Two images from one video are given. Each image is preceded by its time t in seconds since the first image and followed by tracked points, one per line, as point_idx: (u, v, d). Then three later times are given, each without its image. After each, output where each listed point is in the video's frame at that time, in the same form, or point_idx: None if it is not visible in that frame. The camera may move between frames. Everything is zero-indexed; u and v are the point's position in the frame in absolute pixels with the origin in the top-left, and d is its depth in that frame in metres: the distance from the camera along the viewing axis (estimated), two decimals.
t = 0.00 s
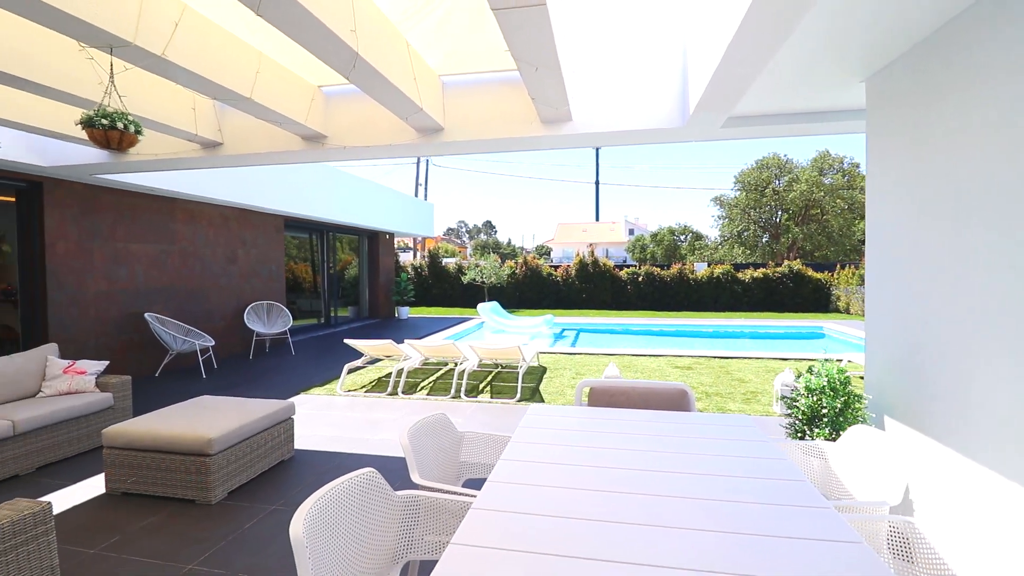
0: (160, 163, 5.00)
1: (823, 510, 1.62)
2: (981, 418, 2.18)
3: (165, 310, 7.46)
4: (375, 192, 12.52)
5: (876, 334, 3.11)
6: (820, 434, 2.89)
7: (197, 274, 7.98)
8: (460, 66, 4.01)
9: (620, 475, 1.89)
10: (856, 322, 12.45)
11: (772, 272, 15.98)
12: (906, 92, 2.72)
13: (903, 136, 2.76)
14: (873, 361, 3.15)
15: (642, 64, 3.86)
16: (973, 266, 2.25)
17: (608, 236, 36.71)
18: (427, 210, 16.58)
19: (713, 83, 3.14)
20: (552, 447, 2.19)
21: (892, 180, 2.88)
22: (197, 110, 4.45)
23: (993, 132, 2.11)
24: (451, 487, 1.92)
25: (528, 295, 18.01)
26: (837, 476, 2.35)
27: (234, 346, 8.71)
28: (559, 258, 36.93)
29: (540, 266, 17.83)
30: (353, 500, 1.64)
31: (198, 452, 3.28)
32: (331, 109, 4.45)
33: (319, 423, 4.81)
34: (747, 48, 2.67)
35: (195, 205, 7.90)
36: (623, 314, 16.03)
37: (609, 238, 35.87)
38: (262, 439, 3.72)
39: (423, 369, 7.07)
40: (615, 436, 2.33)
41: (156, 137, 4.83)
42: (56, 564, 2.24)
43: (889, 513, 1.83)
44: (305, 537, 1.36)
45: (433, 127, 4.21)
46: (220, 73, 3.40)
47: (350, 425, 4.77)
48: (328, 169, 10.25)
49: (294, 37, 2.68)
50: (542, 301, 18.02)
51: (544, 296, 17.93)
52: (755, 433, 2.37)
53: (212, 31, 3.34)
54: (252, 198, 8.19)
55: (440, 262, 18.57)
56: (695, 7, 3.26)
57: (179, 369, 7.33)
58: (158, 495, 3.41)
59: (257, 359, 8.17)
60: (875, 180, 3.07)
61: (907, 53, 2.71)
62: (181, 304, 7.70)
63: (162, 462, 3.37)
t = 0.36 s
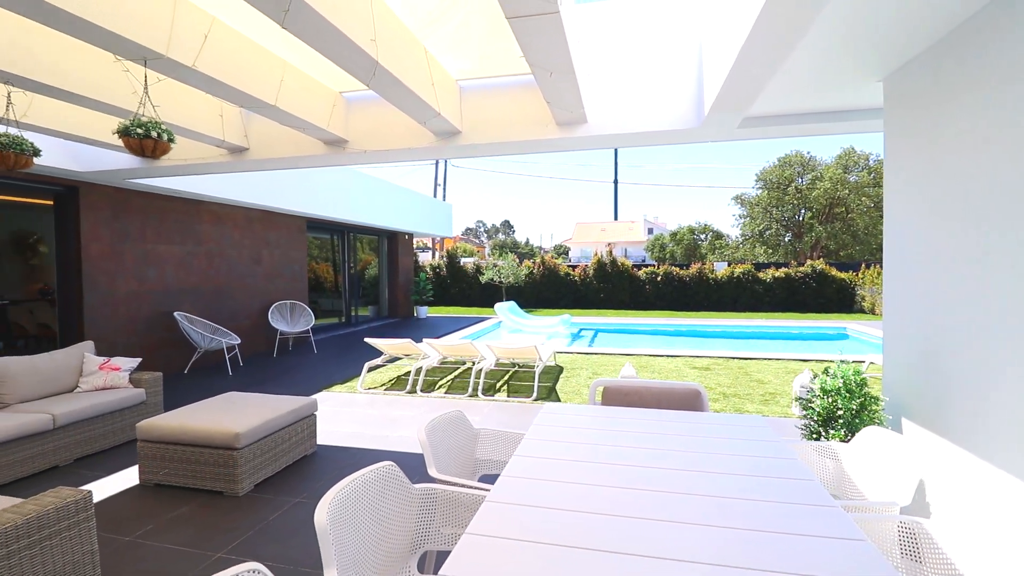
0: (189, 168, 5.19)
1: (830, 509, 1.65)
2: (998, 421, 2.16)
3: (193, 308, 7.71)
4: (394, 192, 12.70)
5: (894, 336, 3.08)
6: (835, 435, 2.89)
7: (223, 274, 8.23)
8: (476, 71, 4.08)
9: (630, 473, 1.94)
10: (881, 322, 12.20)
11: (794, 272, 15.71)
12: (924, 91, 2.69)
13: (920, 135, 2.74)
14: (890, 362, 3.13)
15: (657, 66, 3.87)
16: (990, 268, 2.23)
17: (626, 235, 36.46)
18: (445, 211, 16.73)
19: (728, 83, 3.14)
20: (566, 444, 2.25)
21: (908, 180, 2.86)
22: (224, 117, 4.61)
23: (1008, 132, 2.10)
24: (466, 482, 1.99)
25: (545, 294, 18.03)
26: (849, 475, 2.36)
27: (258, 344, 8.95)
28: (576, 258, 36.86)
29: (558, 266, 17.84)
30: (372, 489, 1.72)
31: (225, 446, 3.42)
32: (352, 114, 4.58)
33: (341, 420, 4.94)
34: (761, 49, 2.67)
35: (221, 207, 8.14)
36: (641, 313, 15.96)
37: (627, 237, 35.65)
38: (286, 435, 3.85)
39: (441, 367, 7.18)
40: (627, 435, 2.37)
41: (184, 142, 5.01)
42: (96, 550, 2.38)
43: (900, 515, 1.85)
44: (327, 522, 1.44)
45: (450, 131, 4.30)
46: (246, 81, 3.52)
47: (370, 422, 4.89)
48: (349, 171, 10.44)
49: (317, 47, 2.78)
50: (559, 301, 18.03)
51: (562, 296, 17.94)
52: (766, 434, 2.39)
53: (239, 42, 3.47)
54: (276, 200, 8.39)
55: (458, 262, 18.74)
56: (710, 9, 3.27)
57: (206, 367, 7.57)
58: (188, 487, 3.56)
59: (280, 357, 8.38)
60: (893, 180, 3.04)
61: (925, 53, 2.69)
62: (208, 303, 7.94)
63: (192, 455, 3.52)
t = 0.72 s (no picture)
0: (221, 173, 5.40)
1: (841, 506, 1.68)
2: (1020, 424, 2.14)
3: (226, 307, 7.99)
4: (418, 194, 12.89)
5: (917, 337, 3.05)
6: (856, 437, 2.88)
7: (253, 274, 8.50)
8: (497, 76, 4.16)
9: (645, 470, 1.99)
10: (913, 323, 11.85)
11: (822, 271, 15.37)
12: (948, 90, 2.67)
13: (944, 135, 2.71)
14: (913, 364, 3.09)
15: (676, 67, 3.89)
16: (1012, 269, 2.21)
17: (649, 234, 36.12)
18: (467, 211, 16.89)
19: (746, 84, 3.15)
20: (581, 441, 2.32)
21: (932, 180, 2.83)
22: (255, 123, 4.80)
23: None
24: (484, 475, 2.07)
25: (566, 294, 18.03)
26: (866, 476, 2.37)
27: (286, 341, 9.22)
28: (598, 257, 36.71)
29: (579, 266, 17.82)
30: (396, 481, 1.82)
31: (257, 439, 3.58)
32: (377, 119, 4.70)
33: (366, 416, 5.09)
34: (779, 50, 2.68)
35: (251, 209, 8.41)
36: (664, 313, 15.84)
37: (650, 235, 35.32)
38: (314, 429, 4.00)
39: (463, 366, 7.30)
40: (643, 434, 2.42)
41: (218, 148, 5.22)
42: (139, 535, 2.54)
43: (917, 516, 1.86)
44: (355, 510, 1.54)
45: (471, 134, 4.38)
46: (276, 90, 3.68)
47: (394, 418, 5.02)
48: (373, 173, 10.65)
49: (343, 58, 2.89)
50: (581, 301, 18.00)
51: (583, 295, 17.92)
52: (783, 434, 2.41)
53: (270, 53, 3.63)
54: (304, 202, 8.63)
55: (480, 261, 18.89)
56: (729, 10, 3.27)
57: (237, 363, 7.84)
58: (222, 477, 3.74)
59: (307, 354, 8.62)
60: (917, 180, 3.01)
61: (948, 52, 2.66)
62: (239, 302, 8.23)
63: (226, 448, 3.69)
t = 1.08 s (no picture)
0: (250, 175, 5.59)
1: (854, 503, 1.69)
2: None
3: (253, 305, 8.23)
4: (438, 194, 13.02)
5: (942, 337, 3.00)
6: (876, 437, 2.86)
7: (280, 273, 8.73)
8: (516, 78, 4.22)
9: (659, 466, 2.02)
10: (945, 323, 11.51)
11: (849, 270, 15.02)
12: (972, 86, 2.63)
13: (968, 133, 2.66)
14: (938, 365, 3.04)
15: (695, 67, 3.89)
16: None
17: (671, 232, 35.72)
18: (487, 210, 16.98)
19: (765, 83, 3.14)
20: (595, 436, 2.36)
21: (957, 178, 2.78)
22: (282, 127, 4.95)
23: None
24: (501, 469, 2.13)
25: (587, 293, 17.99)
26: (885, 476, 2.36)
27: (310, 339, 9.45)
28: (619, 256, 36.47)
29: (600, 264, 17.76)
30: (417, 472, 1.89)
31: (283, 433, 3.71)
32: (398, 122, 4.81)
33: (387, 412, 5.21)
34: (797, 48, 2.68)
35: (277, 210, 8.64)
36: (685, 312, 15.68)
37: (672, 234, 34.94)
38: (337, 424, 4.12)
39: (482, 364, 7.38)
40: (659, 431, 2.45)
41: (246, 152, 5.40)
42: (175, 521, 2.67)
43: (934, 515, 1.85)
44: (377, 498, 1.62)
45: (491, 135, 4.45)
46: (302, 95, 3.80)
47: (415, 414, 5.12)
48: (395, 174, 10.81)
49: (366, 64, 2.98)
50: (602, 300, 17.92)
51: (604, 294, 17.86)
52: (800, 432, 2.41)
53: (296, 60, 3.75)
54: (327, 203, 8.81)
55: (500, 260, 18.99)
56: (747, 8, 3.27)
57: (264, 360, 8.08)
58: (251, 469, 3.88)
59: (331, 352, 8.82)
60: (941, 177, 2.96)
61: (973, 47, 2.62)
62: (266, 300, 8.46)
63: (254, 440, 3.83)
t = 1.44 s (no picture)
0: (270, 177, 5.72)
1: (862, 500, 1.70)
2: None
3: (273, 303, 8.40)
4: (453, 194, 13.10)
5: (959, 337, 2.96)
6: (891, 437, 2.85)
7: (298, 272, 8.90)
8: (529, 79, 4.26)
9: (668, 462, 2.05)
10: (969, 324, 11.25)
11: (870, 269, 14.74)
12: (989, 83, 2.60)
13: (985, 130, 2.64)
14: (955, 365, 3.00)
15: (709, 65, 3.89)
16: None
17: (687, 231, 35.39)
18: (502, 210, 17.04)
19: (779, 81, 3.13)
20: (605, 433, 2.39)
21: (974, 176, 2.75)
22: (300, 130, 5.06)
23: None
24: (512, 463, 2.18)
25: (601, 292, 17.94)
26: (897, 476, 2.35)
27: (328, 337, 9.60)
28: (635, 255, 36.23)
29: (615, 264, 17.70)
30: (430, 464, 1.95)
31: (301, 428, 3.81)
32: (414, 123, 4.88)
33: (403, 409, 5.29)
34: (810, 46, 2.67)
35: (296, 211, 8.80)
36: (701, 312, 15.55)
37: (689, 233, 34.62)
38: (354, 420, 4.21)
39: (496, 363, 7.43)
40: (669, 429, 2.47)
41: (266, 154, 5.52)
42: (198, 511, 2.77)
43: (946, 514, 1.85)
44: (391, 487, 1.68)
45: (505, 136, 4.50)
46: (320, 99, 3.89)
47: (430, 412, 5.19)
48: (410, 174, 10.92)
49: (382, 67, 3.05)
50: (617, 300, 17.85)
51: (619, 294, 17.79)
52: (812, 431, 2.41)
53: (315, 63, 3.84)
54: (344, 203, 8.95)
55: (514, 260, 19.04)
56: (761, 6, 3.26)
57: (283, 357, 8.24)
58: (270, 463, 3.99)
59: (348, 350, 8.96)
60: (958, 175, 2.93)
61: (991, 43, 2.59)
62: (285, 299, 8.63)
63: (274, 435, 3.94)
